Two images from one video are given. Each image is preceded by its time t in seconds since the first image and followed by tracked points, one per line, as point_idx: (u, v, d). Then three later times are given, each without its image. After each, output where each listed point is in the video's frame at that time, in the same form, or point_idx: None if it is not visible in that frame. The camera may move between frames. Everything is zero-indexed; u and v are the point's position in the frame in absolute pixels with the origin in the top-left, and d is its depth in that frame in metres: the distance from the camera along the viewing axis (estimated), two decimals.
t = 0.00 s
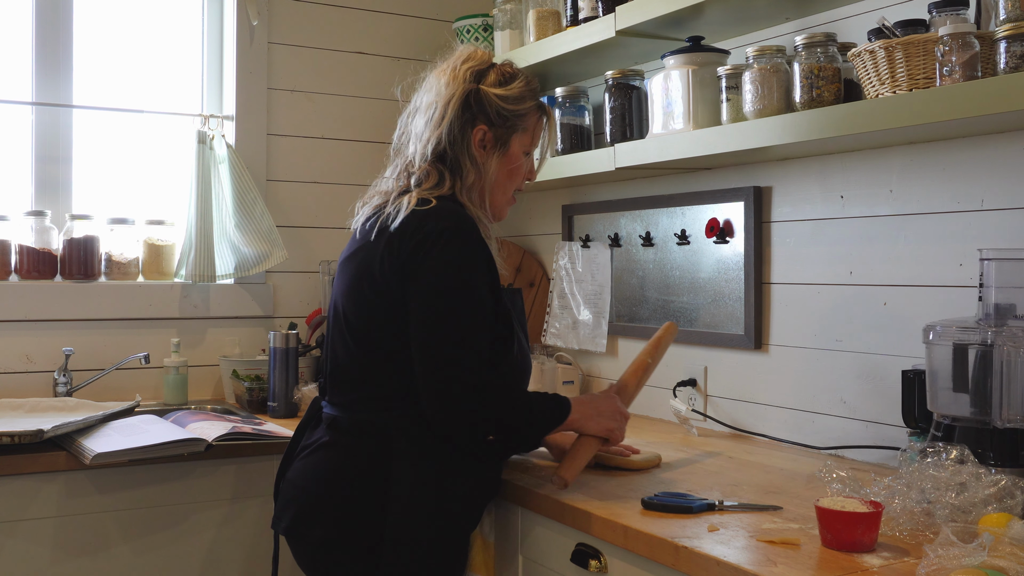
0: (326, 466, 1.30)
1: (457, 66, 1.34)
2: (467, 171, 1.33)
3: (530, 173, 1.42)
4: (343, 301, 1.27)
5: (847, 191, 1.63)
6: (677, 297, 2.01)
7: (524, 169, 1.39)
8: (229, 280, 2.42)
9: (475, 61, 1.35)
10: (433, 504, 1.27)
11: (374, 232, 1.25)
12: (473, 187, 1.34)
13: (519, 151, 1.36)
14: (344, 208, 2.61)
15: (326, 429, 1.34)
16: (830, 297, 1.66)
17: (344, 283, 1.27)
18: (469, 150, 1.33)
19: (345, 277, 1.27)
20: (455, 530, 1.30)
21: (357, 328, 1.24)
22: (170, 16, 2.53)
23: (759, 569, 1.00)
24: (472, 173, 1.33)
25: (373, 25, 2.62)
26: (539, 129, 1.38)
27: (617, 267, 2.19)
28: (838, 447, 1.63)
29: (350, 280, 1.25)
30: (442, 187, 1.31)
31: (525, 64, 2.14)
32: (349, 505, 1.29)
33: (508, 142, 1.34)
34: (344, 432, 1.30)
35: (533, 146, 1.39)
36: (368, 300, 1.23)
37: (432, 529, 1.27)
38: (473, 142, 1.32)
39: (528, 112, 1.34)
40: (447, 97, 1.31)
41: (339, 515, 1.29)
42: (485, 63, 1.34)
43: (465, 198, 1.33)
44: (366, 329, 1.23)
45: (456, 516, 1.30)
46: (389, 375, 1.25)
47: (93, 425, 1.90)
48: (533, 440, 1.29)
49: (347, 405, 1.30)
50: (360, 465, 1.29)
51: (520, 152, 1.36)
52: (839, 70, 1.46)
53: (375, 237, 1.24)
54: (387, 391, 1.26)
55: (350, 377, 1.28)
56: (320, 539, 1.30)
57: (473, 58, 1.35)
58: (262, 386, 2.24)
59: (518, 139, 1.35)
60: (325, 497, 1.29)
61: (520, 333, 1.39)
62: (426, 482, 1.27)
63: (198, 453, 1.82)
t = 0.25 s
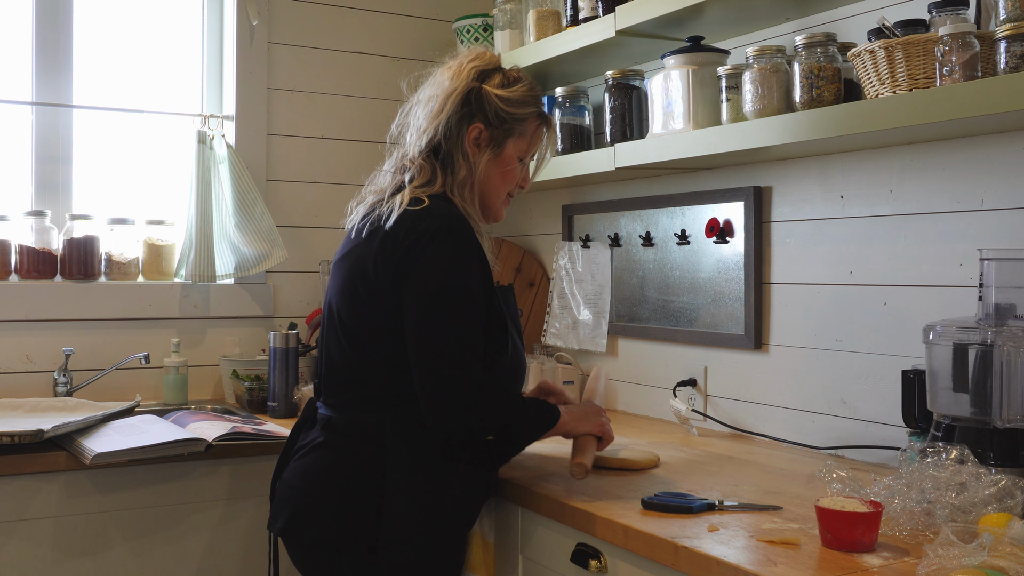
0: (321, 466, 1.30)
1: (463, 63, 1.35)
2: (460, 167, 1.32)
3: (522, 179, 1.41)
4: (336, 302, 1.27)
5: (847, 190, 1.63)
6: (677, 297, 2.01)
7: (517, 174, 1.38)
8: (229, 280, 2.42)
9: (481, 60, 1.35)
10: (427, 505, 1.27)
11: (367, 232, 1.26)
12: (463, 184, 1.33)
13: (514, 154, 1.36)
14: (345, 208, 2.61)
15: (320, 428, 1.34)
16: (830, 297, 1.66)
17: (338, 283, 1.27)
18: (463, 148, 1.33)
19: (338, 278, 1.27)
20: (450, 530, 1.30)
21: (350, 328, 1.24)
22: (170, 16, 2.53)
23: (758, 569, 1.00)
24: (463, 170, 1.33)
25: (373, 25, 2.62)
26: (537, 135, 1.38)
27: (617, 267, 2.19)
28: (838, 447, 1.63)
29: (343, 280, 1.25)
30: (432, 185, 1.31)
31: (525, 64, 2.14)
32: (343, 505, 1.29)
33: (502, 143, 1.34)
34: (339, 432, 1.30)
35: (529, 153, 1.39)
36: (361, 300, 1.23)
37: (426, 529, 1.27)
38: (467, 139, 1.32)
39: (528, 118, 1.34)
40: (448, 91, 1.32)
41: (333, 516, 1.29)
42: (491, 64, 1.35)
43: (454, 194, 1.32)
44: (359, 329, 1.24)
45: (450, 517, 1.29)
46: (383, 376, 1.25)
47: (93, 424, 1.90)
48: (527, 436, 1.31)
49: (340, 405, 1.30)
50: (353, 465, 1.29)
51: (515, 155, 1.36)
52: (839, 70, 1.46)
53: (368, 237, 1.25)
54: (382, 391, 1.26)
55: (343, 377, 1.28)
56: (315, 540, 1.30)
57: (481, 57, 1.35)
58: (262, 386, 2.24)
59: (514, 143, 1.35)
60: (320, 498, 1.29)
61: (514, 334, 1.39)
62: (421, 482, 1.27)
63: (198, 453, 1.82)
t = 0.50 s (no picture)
0: (329, 466, 1.30)
1: (482, 69, 1.34)
2: (476, 171, 1.32)
3: (537, 187, 1.40)
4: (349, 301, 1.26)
5: (846, 190, 1.63)
6: (677, 297, 2.01)
7: (532, 181, 1.37)
8: (229, 280, 2.42)
9: (500, 66, 1.35)
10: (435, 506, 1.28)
11: (383, 232, 1.25)
12: (479, 189, 1.33)
13: (530, 162, 1.35)
14: (345, 208, 2.61)
15: (327, 427, 1.33)
16: (830, 297, 1.66)
17: (351, 282, 1.26)
18: (479, 153, 1.32)
19: (352, 277, 1.26)
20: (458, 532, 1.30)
21: (364, 328, 1.24)
22: (170, 17, 2.53)
23: (759, 569, 1.00)
24: (479, 175, 1.32)
25: (373, 25, 2.63)
26: (554, 144, 1.37)
27: (617, 267, 2.19)
28: (839, 447, 1.63)
29: (358, 280, 1.24)
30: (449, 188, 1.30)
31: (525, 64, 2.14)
32: (351, 505, 1.29)
33: (518, 150, 1.33)
34: (348, 432, 1.29)
35: (546, 162, 1.38)
36: (377, 301, 1.22)
37: (434, 530, 1.28)
38: (484, 145, 1.31)
39: (546, 126, 1.33)
40: (467, 96, 1.31)
41: (340, 516, 1.29)
42: (510, 70, 1.35)
43: (470, 197, 1.32)
44: (374, 330, 1.23)
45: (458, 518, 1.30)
46: (397, 377, 1.25)
47: (93, 424, 1.90)
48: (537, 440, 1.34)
49: (351, 405, 1.30)
50: (363, 465, 1.29)
51: (530, 162, 1.35)
52: (839, 70, 1.46)
53: (384, 237, 1.24)
54: (394, 392, 1.26)
55: (355, 376, 1.28)
56: (321, 539, 1.30)
57: (500, 64, 1.35)
58: (262, 386, 2.24)
59: (530, 151, 1.34)
60: (329, 497, 1.29)
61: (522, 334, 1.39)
62: (431, 483, 1.27)
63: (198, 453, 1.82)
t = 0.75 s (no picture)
0: (342, 462, 1.30)
1: (529, 83, 1.35)
2: (512, 182, 1.32)
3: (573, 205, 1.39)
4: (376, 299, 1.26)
5: (847, 191, 1.63)
6: (677, 297, 2.01)
7: (567, 198, 1.37)
8: (229, 280, 2.42)
9: (548, 81, 1.35)
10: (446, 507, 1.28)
11: (415, 232, 1.25)
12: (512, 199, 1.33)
13: (566, 178, 1.34)
14: (344, 208, 2.61)
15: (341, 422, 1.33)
16: (830, 296, 1.66)
17: (378, 279, 1.26)
18: (517, 164, 1.32)
19: (379, 274, 1.26)
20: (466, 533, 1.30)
21: (390, 327, 1.24)
22: (170, 16, 2.52)
23: (759, 569, 1.00)
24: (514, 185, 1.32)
25: (372, 25, 2.63)
26: (592, 164, 1.36)
27: (617, 267, 2.19)
28: (839, 447, 1.63)
29: (386, 277, 1.24)
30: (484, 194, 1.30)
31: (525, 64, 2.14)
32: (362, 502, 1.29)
33: (556, 165, 1.33)
34: (365, 431, 1.29)
35: (584, 181, 1.37)
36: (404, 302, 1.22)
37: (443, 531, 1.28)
38: (522, 156, 1.32)
39: (585, 144, 1.33)
40: (511, 108, 1.32)
41: (351, 512, 1.30)
42: (557, 86, 1.35)
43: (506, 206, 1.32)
44: (400, 329, 1.23)
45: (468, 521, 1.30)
46: (423, 378, 1.25)
47: (93, 424, 1.90)
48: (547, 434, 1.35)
49: (372, 403, 1.29)
50: (377, 464, 1.28)
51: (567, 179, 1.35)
52: (839, 70, 1.46)
53: (414, 237, 1.25)
54: (419, 392, 1.26)
55: (378, 375, 1.27)
56: (329, 534, 1.30)
57: (548, 79, 1.36)
58: (262, 386, 2.24)
59: (569, 168, 1.33)
60: (342, 493, 1.30)
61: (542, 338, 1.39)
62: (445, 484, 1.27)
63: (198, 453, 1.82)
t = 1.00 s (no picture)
0: (333, 464, 1.30)
1: (513, 79, 1.35)
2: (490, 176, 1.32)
3: (549, 202, 1.39)
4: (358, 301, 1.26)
5: (846, 191, 1.63)
6: (677, 297, 2.01)
7: (543, 195, 1.36)
8: (229, 280, 2.42)
9: (531, 78, 1.36)
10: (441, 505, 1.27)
11: (394, 229, 1.26)
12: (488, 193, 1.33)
13: (543, 175, 1.34)
14: (344, 209, 2.61)
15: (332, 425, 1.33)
16: (830, 297, 1.66)
17: (360, 280, 1.26)
18: (495, 158, 1.32)
19: (361, 276, 1.26)
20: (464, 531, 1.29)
21: (374, 326, 1.24)
22: (170, 16, 2.53)
23: (759, 569, 1.00)
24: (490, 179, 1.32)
25: (373, 26, 2.63)
26: (571, 163, 1.36)
27: (617, 268, 2.19)
28: (839, 447, 1.63)
29: (368, 278, 1.25)
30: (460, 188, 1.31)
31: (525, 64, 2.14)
32: (356, 504, 1.29)
33: (533, 161, 1.33)
34: (353, 429, 1.29)
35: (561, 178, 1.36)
36: (386, 302, 1.23)
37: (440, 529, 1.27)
38: (500, 150, 1.32)
39: (564, 142, 1.32)
40: (494, 103, 1.33)
41: (345, 514, 1.29)
42: (540, 83, 1.35)
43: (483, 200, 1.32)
44: (384, 327, 1.23)
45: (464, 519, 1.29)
46: (407, 377, 1.25)
47: (93, 424, 1.90)
48: (541, 429, 1.35)
49: (358, 403, 1.29)
50: (368, 465, 1.28)
51: (543, 176, 1.35)
52: (839, 70, 1.46)
53: (394, 233, 1.25)
54: (404, 391, 1.26)
55: (364, 374, 1.28)
56: (324, 537, 1.30)
57: (532, 76, 1.36)
58: (262, 386, 2.24)
59: (545, 164, 1.33)
60: (334, 496, 1.29)
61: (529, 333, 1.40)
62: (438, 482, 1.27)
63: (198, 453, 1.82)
